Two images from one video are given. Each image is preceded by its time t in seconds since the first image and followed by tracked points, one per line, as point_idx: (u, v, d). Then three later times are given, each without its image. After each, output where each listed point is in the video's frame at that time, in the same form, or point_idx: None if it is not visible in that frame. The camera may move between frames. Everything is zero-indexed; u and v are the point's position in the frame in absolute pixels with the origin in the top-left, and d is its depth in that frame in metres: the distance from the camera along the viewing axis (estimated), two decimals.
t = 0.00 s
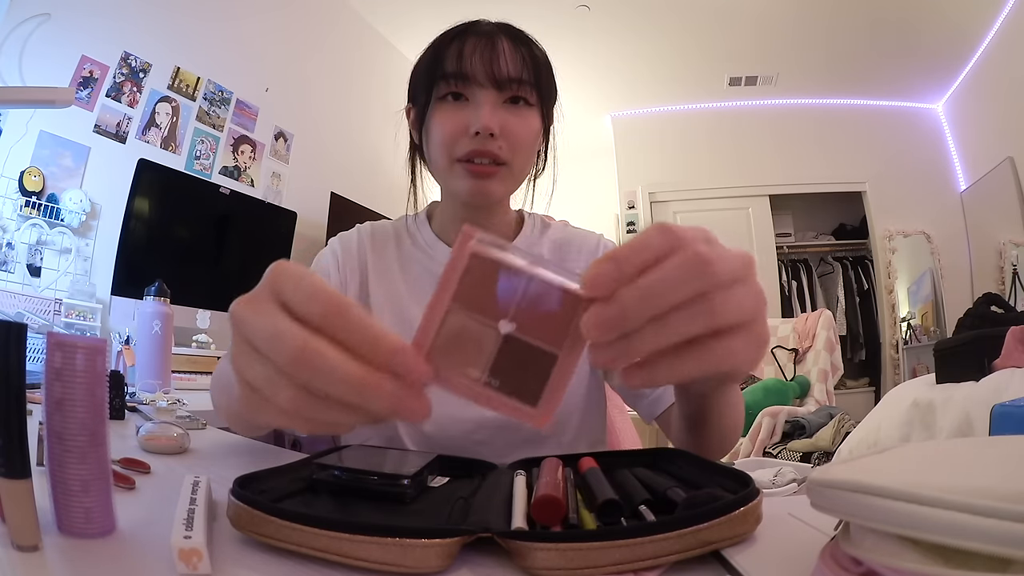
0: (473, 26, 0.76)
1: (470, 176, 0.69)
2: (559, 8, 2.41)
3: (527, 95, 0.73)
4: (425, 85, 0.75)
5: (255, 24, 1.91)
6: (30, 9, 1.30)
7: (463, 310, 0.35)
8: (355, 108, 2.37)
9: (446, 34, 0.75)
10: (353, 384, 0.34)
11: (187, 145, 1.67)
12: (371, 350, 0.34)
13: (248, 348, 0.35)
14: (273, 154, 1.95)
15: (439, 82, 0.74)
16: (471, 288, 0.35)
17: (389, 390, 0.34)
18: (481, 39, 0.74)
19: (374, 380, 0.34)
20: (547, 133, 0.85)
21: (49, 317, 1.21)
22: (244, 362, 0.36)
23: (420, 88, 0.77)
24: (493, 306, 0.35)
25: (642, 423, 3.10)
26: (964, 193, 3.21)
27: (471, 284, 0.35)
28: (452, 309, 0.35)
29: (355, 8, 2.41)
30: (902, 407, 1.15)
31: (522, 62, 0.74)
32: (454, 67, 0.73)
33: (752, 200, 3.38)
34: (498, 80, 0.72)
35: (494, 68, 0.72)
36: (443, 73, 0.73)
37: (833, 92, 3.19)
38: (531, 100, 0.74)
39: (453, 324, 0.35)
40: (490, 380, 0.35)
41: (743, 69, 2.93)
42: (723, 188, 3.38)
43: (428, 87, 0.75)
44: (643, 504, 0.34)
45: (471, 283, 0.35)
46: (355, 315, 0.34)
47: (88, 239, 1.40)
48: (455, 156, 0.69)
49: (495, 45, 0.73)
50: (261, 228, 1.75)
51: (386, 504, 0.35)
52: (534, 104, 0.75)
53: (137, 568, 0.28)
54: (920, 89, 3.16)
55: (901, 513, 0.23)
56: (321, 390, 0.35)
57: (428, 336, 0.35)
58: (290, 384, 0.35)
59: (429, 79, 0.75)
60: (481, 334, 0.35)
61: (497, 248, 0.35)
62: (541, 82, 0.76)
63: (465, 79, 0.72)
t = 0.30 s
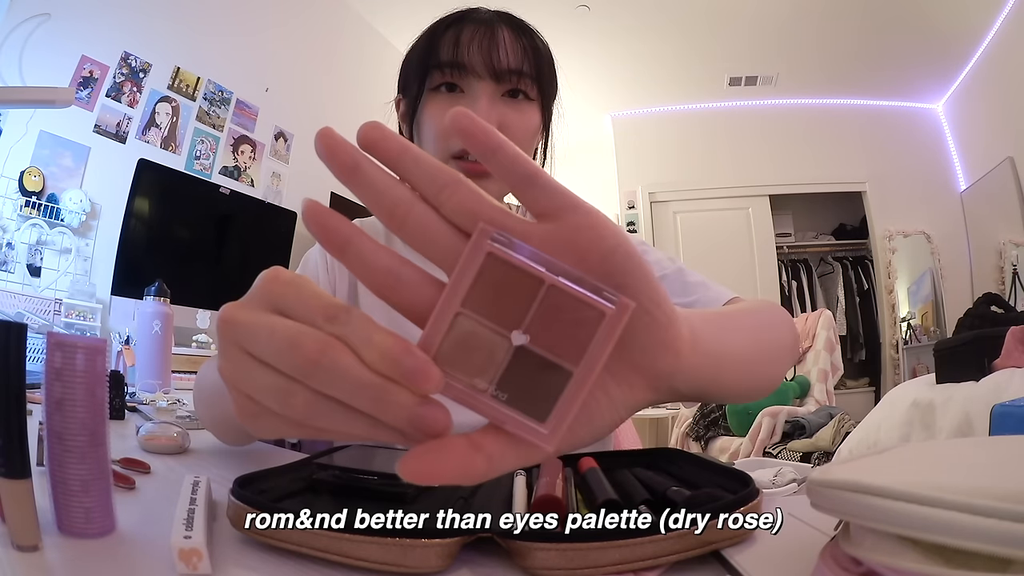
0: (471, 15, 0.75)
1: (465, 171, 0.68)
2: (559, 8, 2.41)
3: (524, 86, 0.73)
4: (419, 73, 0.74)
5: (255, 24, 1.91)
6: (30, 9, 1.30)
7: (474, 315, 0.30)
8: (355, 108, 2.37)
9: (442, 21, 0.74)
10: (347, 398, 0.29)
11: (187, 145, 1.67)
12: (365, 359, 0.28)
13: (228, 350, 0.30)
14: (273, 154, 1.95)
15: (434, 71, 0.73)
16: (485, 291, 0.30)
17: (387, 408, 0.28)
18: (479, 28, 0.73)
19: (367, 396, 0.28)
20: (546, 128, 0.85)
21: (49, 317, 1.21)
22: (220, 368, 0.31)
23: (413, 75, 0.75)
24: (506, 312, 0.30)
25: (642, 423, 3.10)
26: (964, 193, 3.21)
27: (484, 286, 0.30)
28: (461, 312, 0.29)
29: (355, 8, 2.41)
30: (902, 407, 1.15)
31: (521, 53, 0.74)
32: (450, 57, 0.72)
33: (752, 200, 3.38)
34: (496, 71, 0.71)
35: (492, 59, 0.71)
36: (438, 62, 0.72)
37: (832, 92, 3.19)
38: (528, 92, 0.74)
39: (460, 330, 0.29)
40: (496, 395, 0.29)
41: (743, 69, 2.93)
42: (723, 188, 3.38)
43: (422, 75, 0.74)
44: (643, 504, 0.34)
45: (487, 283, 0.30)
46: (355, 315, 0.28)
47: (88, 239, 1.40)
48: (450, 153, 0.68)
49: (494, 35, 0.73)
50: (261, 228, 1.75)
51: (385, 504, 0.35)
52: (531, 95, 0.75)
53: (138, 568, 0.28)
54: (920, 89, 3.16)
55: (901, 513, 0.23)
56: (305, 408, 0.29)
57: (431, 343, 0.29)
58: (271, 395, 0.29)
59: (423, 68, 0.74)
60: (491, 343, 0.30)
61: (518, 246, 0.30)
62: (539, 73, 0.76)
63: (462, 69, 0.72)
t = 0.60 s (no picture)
0: (471, 15, 0.75)
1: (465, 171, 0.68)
2: (559, 9, 2.41)
3: (523, 87, 0.73)
4: (419, 73, 0.74)
5: (255, 24, 1.91)
6: (30, 9, 1.30)
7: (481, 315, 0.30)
8: (355, 108, 2.37)
9: (442, 21, 0.74)
10: (354, 399, 0.29)
11: (187, 145, 1.67)
12: (372, 360, 0.28)
13: (231, 351, 0.30)
14: (273, 154, 1.95)
15: (434, 71, 0.73)
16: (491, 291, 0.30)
17: (395, 409, 0.28)
18: (479, 28, 0.73)
19: (375, 397, 0.28)
20: (546, 128, 0.84)
21: (49, 317, 1.21)
22: (222, 369, 0.31)
23: (413, 76, 0.76)
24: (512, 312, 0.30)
25: (642, 423, 3.10)
26: (964, 193, 3.21)
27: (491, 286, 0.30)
28: (468, 312, 0.29)
29: (355, 8, 2.41)
30: (902, 407, 1.15)
31: (520, 53, 0.74)
32: (450, 58, 0.72)
33: (752, 200, 3.38)
34: (496, 71, 0.71)
35: (492, 59, 0.72)
36: (438, 62, 0.72)
37: (832, 92, 3.19)
38: (528, 93, 0.74)
39: (468, 330, 0.29)
40: (505, 393, 0.30)
41: (743, 69, 2.93)
42: (723, 188, 3.38)
43: (422, 75, 0.74)
44: (644, 504, 0.34)
45: (493, 284, 0.30)
46: (362, 316, 0.28)
47: (88, 239, 1.40)
48: (450, 153, 0.67)
49: (494, 35, 0.73)
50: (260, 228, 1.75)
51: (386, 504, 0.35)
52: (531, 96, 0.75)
53: (138, 568, 0.28)
54: (921, 89, 3.16)
55: (900, 513, 0.23)
56: (312, 410, 0.30)
57: (438, 343, 0.29)
58: (276, 397, 0.29)
59: (424, 68, 0.74)
60: (498, 343, 0.30)
61: (523, 246, 0.30)
62: (539, 73, 0.76)
63: (463, 69, 0.72)
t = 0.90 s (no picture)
0: (472, 15, 0.75)
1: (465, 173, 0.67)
2: (559, 9, 2.41)
3: (523, 88, 0.73)
4: (420, 75, 0.74)
5: (255, 24, 1.91)
6: (30, 9, 1.30)
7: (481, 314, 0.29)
8: (355, 108, 2.37)
9: (443, 22, 0.74)
10: (355, 399, 0.29)
11: (187, 145, 1.67)
12: (373, 361, 0.28)
13: (232, 351, 0.30)
14: (273, 154, 1.95)
15: (435, 72, 0.73)
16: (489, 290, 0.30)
17: (396, 409, 0.28)
18: (480, 28, 0.73)
19: (375, 398, 0.28)
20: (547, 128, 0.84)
21: (49, 317, 1.21)
22: (223, 369, 0.31)
23: (415, 76, 0.75)
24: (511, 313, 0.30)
25: (642, 423, 3.10)
26: (964, 193, 3.21)
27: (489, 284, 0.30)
28: (468, 312, 0.29)
29: (355, 9, 2.41)
30: (902, 407, 1.15)
31: (521, 53, 0.74)
32: (450, 67, 0.72)
33: (752, 200, 3.38)
34: (495, 73, 0.71)
35: (493, 60, 0.71)
36: (440, 62, 0.72)
37: (832, 92, 3.20)
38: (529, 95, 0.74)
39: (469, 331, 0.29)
40: (505, 394, 0.30)
41: (743, 69, 2.93)
42: (723, 188, 3.38)
43: (423, 78, 0.74)
44: (643, 503, 0.34)
45: (493, 284, 0.30)
46: (363, 316, 0.28)
47: (88, 239, 1.40)
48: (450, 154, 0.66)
49: (496, 36, 0.73)
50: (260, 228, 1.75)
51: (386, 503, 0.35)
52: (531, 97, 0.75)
53: (138, 568, 0.28)
54: (921, 89, 3.16)
55: (901, 513, 0.23)
56: (313, 409, 0.30)
57: (438, 343, 0.29)
58: (277, 396, 0.29)
59: (425, 68, 0.74)
60: (499, 344, 0.30)
61: (524, 246, 0.30)
62: (540, 73, 0.76)
63: (464, 69, 0.72)
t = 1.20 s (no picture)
0: (474, 16, 0.75)
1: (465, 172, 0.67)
2: (559, 9, 2.41)
3: (522, 89, 0.73)
4: (422, 75, 0.74)
5: (255, 24, 1.91)
6: (30, 9, 1.30)
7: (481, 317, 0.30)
8: (355, 108, 2.37)
9: (446, 22, 0.74)
10: (353, 403, 0.28)
11: (187, 145, 1.67)
12: (369, 363, 0.28)
13: (231, 353, 0.30)
14: (273, 154, 1.95)
15: (437, 72, 0.73)
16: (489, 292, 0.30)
17: (394, 412, 0.28)
18: (482, 29, 0.73)
19: (374, 401, 0.28)
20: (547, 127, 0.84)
21: (49, 317, 1.21)
22: (222, 371, 0.30)
23: (417, 75, 0.75)
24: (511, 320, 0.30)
25: (642, 423, 3.10)
26: (964, 193, 3.21)
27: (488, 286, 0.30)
28: (466, 315, 0.29)
29: (355, 9, 2.41)
30: (902, 407, 1.15)
31: (522, 54, 0.74)
32: (452, 68, 0.72)
33: (752, 200, 3.39)
34: (497, 73, 0.71)
35: (495, 61, 0.71)
36: (442, 62, 0.72)
37: (832, 92, 3.19)
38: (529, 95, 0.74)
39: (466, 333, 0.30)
40: (502, 397, 0.30)
41: (744, 69, 2.93)
42: (723, 188, 3.38)
43: (425, 78, 0.74)
44: (644, 504, 0.34)
45: (490, 287, 0.30)
46: (361, 320, 0.28)
47: (88, 239, 1.40)
48: (449, 153, 0.66)
49: (497, 36, 0.73)
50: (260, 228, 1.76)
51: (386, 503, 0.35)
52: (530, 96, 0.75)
53: (138, 568, 0.28)
54: (921, 89, 3.15)
55: (902, 514, 0.23)
56: (311, 411, 0.30)
57: (436, 346, 0.29)
58: (275, 398, 0.29)
59: (427, 68, 0.73)
60: (497, 349, 0.30)
61: (522, 250, 0.30)
62: (539, 72, 0.76)
63: (465, 70, 0.71)
